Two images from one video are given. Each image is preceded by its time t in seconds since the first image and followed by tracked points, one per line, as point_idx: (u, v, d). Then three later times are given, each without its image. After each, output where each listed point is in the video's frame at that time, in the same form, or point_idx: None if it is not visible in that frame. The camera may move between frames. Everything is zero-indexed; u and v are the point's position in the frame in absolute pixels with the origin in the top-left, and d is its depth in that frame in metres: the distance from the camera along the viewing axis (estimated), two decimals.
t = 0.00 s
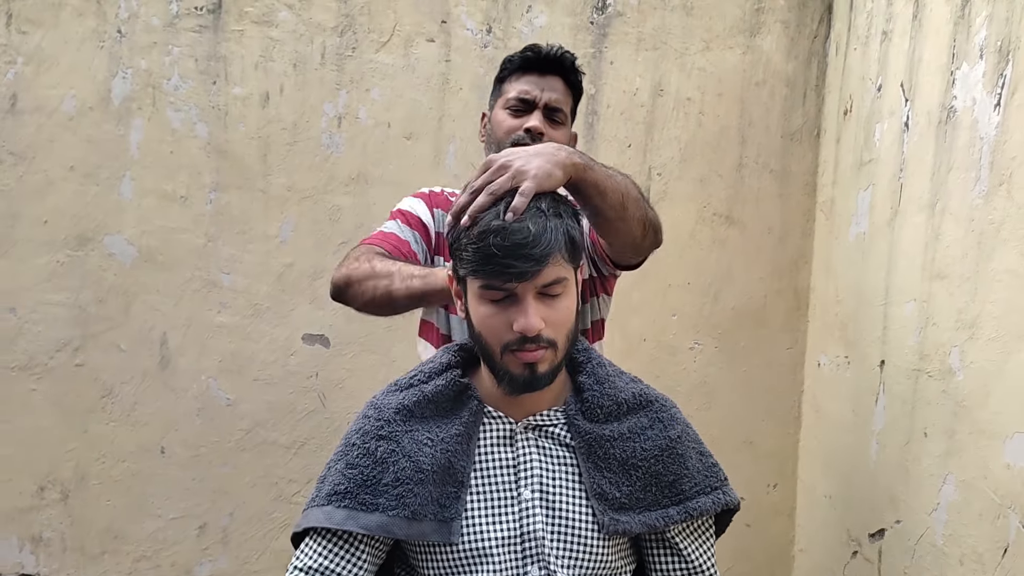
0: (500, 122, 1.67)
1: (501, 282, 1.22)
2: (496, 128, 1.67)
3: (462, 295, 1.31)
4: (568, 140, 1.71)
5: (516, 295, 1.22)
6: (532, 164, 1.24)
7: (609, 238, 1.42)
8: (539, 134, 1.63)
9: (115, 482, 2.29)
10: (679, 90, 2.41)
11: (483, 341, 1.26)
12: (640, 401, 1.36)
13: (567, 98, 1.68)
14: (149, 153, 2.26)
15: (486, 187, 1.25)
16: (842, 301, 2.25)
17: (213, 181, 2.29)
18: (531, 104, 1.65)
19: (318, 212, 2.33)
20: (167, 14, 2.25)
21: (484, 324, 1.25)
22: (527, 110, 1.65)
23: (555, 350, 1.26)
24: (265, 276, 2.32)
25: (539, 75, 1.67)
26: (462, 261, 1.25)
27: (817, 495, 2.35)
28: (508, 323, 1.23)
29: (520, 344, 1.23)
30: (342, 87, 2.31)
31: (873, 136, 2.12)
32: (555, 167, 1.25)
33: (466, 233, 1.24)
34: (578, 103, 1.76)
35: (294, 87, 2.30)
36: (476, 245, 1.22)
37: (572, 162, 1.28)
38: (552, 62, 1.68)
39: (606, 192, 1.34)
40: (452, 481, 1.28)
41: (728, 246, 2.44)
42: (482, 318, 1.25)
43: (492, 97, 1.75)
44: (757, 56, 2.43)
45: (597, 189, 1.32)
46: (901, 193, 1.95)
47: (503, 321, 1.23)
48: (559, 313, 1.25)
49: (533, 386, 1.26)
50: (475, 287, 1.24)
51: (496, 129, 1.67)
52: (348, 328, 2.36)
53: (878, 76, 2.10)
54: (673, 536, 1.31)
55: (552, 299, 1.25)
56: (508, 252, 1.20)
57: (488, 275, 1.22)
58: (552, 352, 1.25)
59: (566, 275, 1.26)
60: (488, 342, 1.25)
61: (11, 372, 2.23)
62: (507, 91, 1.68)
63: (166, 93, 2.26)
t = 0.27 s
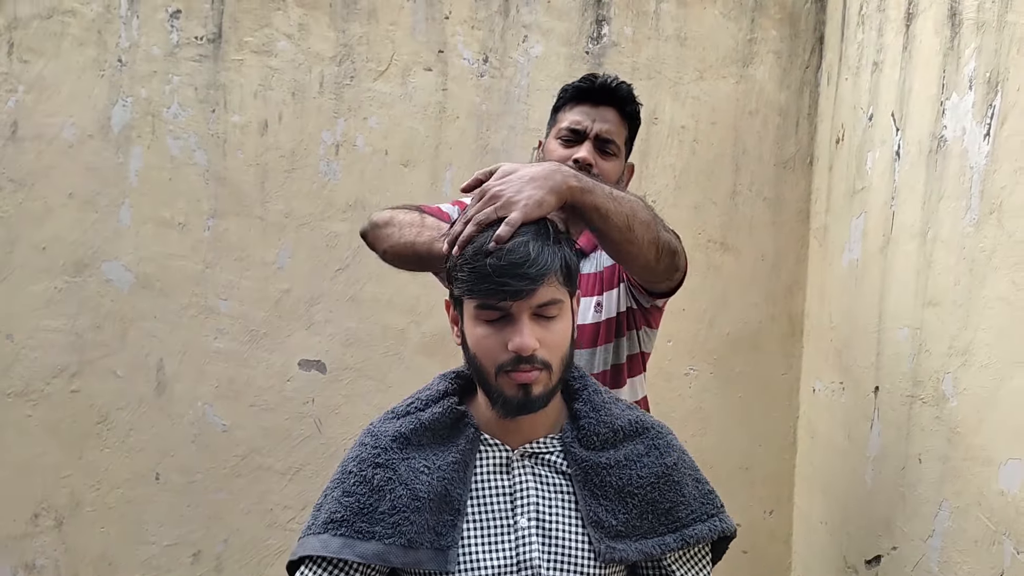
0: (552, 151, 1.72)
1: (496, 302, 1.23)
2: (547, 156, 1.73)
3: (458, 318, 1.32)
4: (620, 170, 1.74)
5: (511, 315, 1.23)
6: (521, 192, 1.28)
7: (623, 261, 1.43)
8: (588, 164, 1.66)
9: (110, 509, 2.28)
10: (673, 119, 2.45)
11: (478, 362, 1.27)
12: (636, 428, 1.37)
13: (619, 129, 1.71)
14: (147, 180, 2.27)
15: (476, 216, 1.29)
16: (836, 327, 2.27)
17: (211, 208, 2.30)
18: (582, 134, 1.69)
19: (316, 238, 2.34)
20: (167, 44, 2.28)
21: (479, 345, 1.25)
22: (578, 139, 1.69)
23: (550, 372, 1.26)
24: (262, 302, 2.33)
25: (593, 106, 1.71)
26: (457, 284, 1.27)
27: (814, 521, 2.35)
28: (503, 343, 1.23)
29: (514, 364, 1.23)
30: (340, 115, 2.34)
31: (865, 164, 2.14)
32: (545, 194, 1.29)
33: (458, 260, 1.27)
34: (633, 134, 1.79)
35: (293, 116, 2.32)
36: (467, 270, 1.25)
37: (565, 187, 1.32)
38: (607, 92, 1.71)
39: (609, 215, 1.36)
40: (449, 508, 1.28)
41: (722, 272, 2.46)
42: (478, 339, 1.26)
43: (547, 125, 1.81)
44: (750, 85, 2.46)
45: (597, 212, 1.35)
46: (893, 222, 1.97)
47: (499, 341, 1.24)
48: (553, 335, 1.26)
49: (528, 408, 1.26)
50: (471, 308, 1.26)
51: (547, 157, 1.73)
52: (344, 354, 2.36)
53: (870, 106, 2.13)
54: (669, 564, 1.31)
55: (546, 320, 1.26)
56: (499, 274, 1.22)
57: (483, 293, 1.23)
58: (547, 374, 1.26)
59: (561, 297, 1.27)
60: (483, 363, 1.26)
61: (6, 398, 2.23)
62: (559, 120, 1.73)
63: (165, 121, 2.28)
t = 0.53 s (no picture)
0: (571, 152, 1.73)
1: (483, 292, 1.23)
2: (567, 157, 1.74)
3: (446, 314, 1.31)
4: (639, 175, 1.75)
5: (499, 305, 1.23)
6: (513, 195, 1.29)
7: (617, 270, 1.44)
8: (605, 168, 1.67)
9: (93, 512, 2.26)
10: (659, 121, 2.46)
11: (466, 355, 1.26)
12: (618, 424, 1.37)
13: (641, 134, 1.71)
14: (132, 180, 2.26)
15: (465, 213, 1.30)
16: (822, 328, 2.27)
17: (196, 209, 2.29)
18: (602, 137, 1.70)
19: (302, 239, 2.33)
20: (152, 43, 2.26)
21: (468, 337, 1.25)
22: (598, 142, 1.70)
23: (538, 362, 1.26)
24: (247, 303, 2.31)
25: (615, 109, 1.71)
26: (443, 278, 1.28)
27: (800, 521, 2.36)
28: (492, 333, 1.23)
29: (504, 354, 1.23)
30: (326, 116, 2.33)
31: (850, 166, 2.15)
32: (537, 199, 1.30)
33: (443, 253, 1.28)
34: (656, 139, 1.79)
35: (279, 116, 2.31)
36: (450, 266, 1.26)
37: (559, 195, 1.33)
38: (631, 96, 1.71)
39: (602, 226, 1.37)
40: (433, 505, 1.27)
41: (708, 274, 2.47)
42: (466, 330, 1.25)
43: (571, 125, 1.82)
44: (736, 87, 2.48)
45: (590, 221, 1.36)
46: (877, 223, 1.98)
47: (487, 331, 1.24)
48: (541, 324, 1.26)
49: (518, 399, 1.25)
50: (459, 300, 1.26)
51: (566, 158, 1.74)
52: (330, 356, 2.35)
53: (854, 108, 2.14)
54: (652, 560, 1.31)
55: (534, 310, 1.25)
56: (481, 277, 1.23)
57: (473, 284, 1.23)
58: (535, 363, 1.25)
59: (547, 289, 1.28)
60: (471, 356, 1.25)
61: None
62: (582, 122, 1.74)
63: (150, 121, 2.26)
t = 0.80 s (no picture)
0: (557, 151, 1.73)
1: (470, 287, 1.23)
2: (552, 155, 1.74)
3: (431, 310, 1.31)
4: (622, 175, 1.75)
5: (484, 301, 1.24)
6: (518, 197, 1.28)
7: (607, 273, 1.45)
8: (590, 168, 1.67)
9: (75, 512, 2.24)
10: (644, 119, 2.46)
11: (451, 351, 1.26)
12: (602, 421, 1.37)
13: (626, 135, 1.71)
14: (114, 178, 2.24)
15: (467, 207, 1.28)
16: (805, 326, 2.29)
17: (179, 207, 2.27)
18: (587, 137, 1.70)
19: (286, 238, 2.32)
20: (135, 41, 2.25)
21: (453, 332, 1.25)
22: (584, 142, 1.70)
23: (523, 358, 1.26)
24: (231, 302, 2.30)
25: (602, 110, 1.71)
26: (433, 270, 1.26)
27: (783, 519, 2.37)
28: (477, 329, 1.23)
29: (489, 350, 1.23)
30: (311, 114, 2.32)
31: (833, 165, 2.17)
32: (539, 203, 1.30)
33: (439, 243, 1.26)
34: (640, 140, 1.79)
35: (263, 114, 2.30)
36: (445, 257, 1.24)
37: (560, 199, 1.32)
38: (617, 97, 1.72)
39: (599, 233, 1.37)
40: (417, 502, 1.27)
41: (693, 272, 2.48)
42: (452, 326, 1.25)
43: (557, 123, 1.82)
44: (721, 87, 2.48)
45: (587, 227, 1.36)
46: (860, 221, 1.99)
47: (472, 327, 1.24)
48: (526, 321, 1.26)
49: (502, 394, 1.25)
50: (445, 295, 1.25)
51: (551, 157, 1.74)
52: (315, 355, 2.34)
53: (837, 107, 2.15)
54: (636, 556, 1.31)
55: (519, 306, 1.26)
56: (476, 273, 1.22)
57: (460, 279, 1.23)
58: (520, 359, 1.25)
59: (533, 286, 1.28)
60: (456, 351, 1.25)
61: None
62: (568, 121, 1.74)
63: (133, 119, 2.25)
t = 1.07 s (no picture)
0: (533, 149, 1.74)
1: (451, 293, 1.22)
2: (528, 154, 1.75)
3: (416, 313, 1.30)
4: (602, 170, 1.75)
5: (466, 304, 1.22)
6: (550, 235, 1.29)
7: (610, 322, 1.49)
8: (566, 164, 1.68)
9: (67, 511, 2.23)
10: (639, 118, 2.46)
11: (438, 355, 1.25)
12: (596, 419, 1.37)
13: (602, 129, 1.71)
14: (107, 175, 2.23)
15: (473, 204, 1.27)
16: (800, 326, 2.28)
17: (172, 205, 2.26)
18: (562, 133, 1.70)
19: (279, 236, 2.31)
20: (128, 37, 2.24)
21: (438, 338, 1.24)
22: (559, 139, 1.71)
23: (510, 358, 1.26)
24: (225, 299, 2.29)
25: (576, 106, 1.72)
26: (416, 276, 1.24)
27: (778, 518, 2.37)
28: (461, 333, 1.22)
29: (474, 354, 1.22)
30: (305, 111, 2.32)
31: (828, 164, 2.16)
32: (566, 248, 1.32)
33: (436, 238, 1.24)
34: (618, 134, 1.79)
35: (256, 111, 2.29)
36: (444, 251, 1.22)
37: (581, 248, 1.36)
38: (591, 93, 1.72)
39: (609, 286, 1.42)
40: (410, 502, 1.26)
41: (688, 271, 2.48)
42: (437, 331, 1.25)
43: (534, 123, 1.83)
44: (716, 86, 2.48)
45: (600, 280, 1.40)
46: (855, 220, 1.99)
47: (456, 332, 1.23)
48: (510, 321, 1.25)
49: (492, 396, 1.25)
50: (428, 301, 1.24)
51: (528, 155, 1.75)
52: (309, 353, 2.33)
53: (832, 106, 2.15)
54: (631, 556, 1.30)
55: (502, 307, 1.24)
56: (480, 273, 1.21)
57: (441, 286, 1.21)
58: (507, 360, 1.25)
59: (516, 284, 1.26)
60: (442, 356, 1.25)
61: None
62: (543, 119, 1.75)
63: (126, 115, 2.24)
